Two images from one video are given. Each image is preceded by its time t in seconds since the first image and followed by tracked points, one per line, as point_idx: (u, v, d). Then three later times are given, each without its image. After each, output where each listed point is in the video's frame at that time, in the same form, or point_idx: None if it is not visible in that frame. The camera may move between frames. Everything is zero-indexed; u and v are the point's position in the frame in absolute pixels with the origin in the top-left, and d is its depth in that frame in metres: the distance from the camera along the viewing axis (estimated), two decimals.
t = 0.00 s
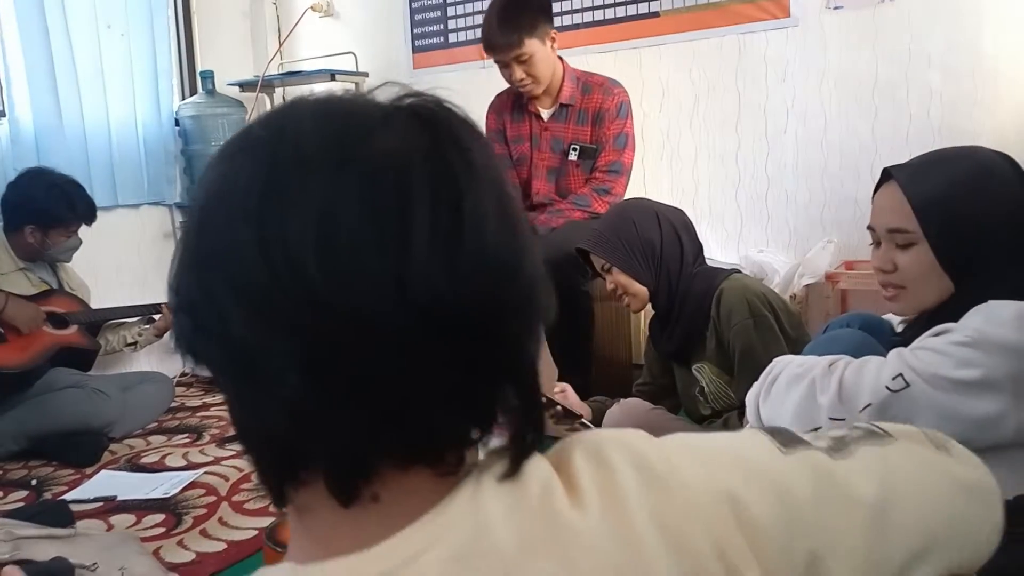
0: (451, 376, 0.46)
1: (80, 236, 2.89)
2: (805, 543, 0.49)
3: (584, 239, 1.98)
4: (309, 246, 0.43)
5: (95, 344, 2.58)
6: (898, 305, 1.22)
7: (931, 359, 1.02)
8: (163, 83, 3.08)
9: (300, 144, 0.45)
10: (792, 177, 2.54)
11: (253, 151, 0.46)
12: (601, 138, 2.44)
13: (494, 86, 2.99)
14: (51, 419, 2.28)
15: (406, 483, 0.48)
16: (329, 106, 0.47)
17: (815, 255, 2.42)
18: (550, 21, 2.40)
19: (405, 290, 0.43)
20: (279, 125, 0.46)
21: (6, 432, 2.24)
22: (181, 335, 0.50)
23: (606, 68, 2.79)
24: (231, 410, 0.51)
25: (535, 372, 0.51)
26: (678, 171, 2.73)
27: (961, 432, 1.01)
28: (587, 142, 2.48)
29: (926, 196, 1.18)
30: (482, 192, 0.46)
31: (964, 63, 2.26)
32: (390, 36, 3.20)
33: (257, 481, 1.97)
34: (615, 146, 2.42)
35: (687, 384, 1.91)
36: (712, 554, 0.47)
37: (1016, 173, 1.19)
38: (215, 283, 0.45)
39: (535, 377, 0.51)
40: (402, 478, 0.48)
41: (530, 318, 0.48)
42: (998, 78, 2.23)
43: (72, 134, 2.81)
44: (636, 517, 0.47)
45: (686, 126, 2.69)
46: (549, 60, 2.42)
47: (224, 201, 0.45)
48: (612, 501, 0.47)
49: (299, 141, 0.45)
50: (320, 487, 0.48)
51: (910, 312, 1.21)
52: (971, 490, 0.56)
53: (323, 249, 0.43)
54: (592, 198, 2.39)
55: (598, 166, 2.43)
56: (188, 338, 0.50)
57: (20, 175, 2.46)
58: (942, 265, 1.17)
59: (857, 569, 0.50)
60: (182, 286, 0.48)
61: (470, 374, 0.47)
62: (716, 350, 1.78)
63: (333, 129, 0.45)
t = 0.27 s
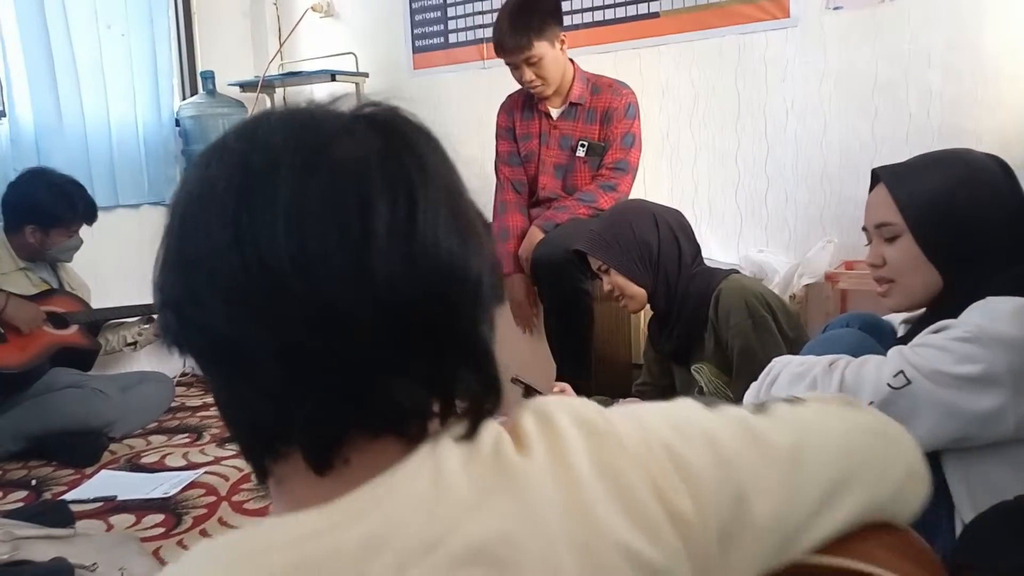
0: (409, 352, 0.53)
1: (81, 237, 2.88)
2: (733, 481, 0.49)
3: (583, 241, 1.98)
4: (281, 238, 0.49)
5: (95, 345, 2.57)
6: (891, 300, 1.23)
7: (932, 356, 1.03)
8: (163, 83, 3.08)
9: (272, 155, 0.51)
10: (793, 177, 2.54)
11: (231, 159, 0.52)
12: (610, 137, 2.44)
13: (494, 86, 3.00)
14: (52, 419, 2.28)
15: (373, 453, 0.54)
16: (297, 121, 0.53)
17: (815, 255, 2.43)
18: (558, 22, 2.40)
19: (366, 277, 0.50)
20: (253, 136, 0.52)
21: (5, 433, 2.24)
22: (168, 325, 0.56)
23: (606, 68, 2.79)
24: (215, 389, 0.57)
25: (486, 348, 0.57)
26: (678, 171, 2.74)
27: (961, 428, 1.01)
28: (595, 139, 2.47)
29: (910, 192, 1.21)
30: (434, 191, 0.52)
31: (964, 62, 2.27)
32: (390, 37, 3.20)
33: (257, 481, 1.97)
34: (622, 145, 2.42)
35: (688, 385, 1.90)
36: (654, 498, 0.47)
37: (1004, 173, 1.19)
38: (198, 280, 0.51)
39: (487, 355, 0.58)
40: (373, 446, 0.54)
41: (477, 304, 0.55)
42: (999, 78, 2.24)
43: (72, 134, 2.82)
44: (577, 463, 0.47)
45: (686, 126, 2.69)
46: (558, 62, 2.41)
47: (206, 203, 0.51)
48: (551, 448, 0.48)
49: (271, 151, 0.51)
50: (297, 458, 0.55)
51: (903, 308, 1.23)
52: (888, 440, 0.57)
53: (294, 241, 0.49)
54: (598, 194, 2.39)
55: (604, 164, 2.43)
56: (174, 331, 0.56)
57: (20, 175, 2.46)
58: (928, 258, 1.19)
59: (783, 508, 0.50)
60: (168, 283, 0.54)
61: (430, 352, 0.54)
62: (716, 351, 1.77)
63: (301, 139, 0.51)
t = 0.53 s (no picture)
0: (372, 343, 0.55)
1: (81, 237, 2.88)
2: (666, 438, 0.52)
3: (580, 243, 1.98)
4: (248, 238, 0.51)
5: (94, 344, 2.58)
6: (893, 301, 1.22)
7: (929, 358, 1.02)
8: (163, 82, 3.08)
9: (238, 159, 0.52)
10: (793, 177, 2.54)
11: (200, 165, 0.53)
12: (613, 135, 2.45)
13: (494, 86, 2.99)
14: (51, 419, 2.26)
15: (339, 430, 0.56)
16: (263, 126, 0.54)
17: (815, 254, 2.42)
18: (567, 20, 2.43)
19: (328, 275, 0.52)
20: (221, 144, 0.54)
21: (5, 432, 2.23)
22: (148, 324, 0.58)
23: (607, 69, 2.79)
24: (192, 382, 0.59)
25: (446, 339, 0.60)
26: (678, 171, 2.73)
27: (958, 431, 1.01)
28: (599, 137, 2.47)
29: (917, 189, 1.20)
30: (392, 195, 0.54)
31: (964, 62, 2.26)
32: (390, 36, 3.20)
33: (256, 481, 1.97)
34: (626, 143, 2.43)
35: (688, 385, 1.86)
36: (590, 451, 0.51)
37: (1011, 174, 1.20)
38: (171, 276, 0.53)
39: (448, 345, 0.60)
40: (339, 424, 0.56)
41: (434, 299, 0.57)
42: (999, 78, 2.23)
43: (73, 134, 2.82)
44: (518, 422, 0.51)
45: (687, 124, 2.68)
46: (565, 58, 2.42)
47: (176, 208, 0.53)
48: (495, 412, 0.52)
49: (236, 158, 0.53)
50: (267, 440, 0.57)
51: (906, 308, 1.22)
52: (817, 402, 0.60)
53: (260, 241, 0.51)
54: (601, 191, 2.39)
55: (608, 161, 2.44)
56: (152, 326, 0.57)
57: (21, 174, 2.46)
58: (931, 256, 1.18)
59: (716, 461, 0.53)
60: (145, 280, 0.55)
61: (390, 345, 0.56)
62: (716, 353, 1.76)
63: (265, 147, 0.53)
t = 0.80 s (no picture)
0: (333, 344, 0.59)
1: (81, 237, 2.87)
2: (604, 410, 0.58)
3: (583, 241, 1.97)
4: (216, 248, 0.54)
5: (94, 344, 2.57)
6: (896, 303, 1.22)
7: (933, 361, 1.03)
8: (163, 84, 3.09)
9: (206, 182, 0.56)
10: (792, 177, 2.54)
11: (173, 186, 0.57)
12: (614, 134, 2.44)
13: (494, 87, 3.00)
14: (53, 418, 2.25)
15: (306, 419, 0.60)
16: (230, 150, 0.58)
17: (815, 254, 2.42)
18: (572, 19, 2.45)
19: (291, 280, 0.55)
20: (193, 167, 0.58)
21: (5, 432, 2.22)
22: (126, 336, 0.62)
23: (607, 68, 2.78)
24: (170, 386, 0.63)
25: (400, 338, 0.64)
26: (678, 171, 2.73)
27: (962, 435, 1.01)
28: (600, 136, 2.47)
29: (925, 190, 1.19)
30: (350, 208, 0.58)
31: (964, 63, 2.26)
32: (390, 36, 3.20)
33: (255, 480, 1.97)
34: (627, 142, 2.43)
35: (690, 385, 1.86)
36: (532, 420, 0.56)
37: (1014, 171, 1.20)
38: (146, 291, 0.57)
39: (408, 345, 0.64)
40: (307, 414, 0.59)
41: (391, 305, 0.61)
42: (999, 78, 2.23)
43: (73, 133, 2.81)
44: (466, 400, 0.57)
45: (687, 124, 2.68)
46: (567, 52, 2.42)
47: (150, 224, 0.56)
48: (446, 394, 0.58)
49: (205, 178, 0.56)
50: (239, 435, 0.60)
51: (908, 310, 1.22)
52: (753, 375, 0.64)
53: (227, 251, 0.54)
54: (604, 191, 2.39)
55: (609, 161, 2.44)
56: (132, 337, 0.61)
57: (21, 175, 2.46)
58: (939, 261, 1.17)
59: (654, 429, 0.57)
60: (124, 295, 0.59)
61: (352, 348, 0.60)
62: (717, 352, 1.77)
63: (232, 168, 0.57)
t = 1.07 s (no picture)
0: (312, 345, 0.61)
1: (81, 237, 2.87)
2: (574, 400, 0.60)
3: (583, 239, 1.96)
4: (193, 259, 0.58)
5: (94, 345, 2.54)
6: (902, 306, 1.22)
7: (933, 362, 1.03)
8: (164, 83, 3.10)
9: (182, 199, 0.59)
10: (792, 177, 2.54)
11: (150, 203, 0.61)
12: (614, 134, 2.44)
13: (494, 87, 3.00)
14: (52, 419, 2.25)
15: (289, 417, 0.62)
16: (203, 168, 0.61)
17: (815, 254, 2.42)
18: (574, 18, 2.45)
19: (266, 285, 0.58)
20: (168, 185, 0.61)
21: (6, 432, 2.21)
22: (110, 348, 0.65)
23: (607, 68, 2.78)
24: (154, 394, 0.66)
25: (377, 340, 0.66)
26: (678, 172, 2.73)
27: (964, 435, 1.01)
28: (600, 135, 2.47)
29: (934, 191, 1.19)
30: (320, 216, 0.61)
31: (964, 63, 2.26)
32: (390, 36, 3.20)
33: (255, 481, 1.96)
34: (628, 142, 2.42)
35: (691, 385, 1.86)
36: (505, 409, 0.58)
37: (1015, 167, 1.20)
38: (131, 305, 0.60)
39: (383, 346, 0.67)
40: (289, 413, 0.62)
41: (363, 307, 0.64)
42: (999, 78, 2.23)
43: (73, 133, 2.81)
44: (442, 393, 0.58)
45: (687, 124, 2.68)
46: (568, 49, 2.42)
47: (130, 239, 0.60)
48: (423, 389, 0.60)
49: (181, 193, 0.60)
50: (224, 439, 0.63)
51: (913, 314, 1.22)
52: (713, 367, 0.67)
53: (204, 261, 0.58)
54: (605, 190, 2.39)
55: (609, 161, 2.44)
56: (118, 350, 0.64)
57: (21, 175, 2.46)
58: (948, 265, 1.17)
59: (625, 417, 0.59)
60: (108, 310, 0.62)
61: (329, 352, 0.63)
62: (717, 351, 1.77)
63: (206, 182, 0.60)
